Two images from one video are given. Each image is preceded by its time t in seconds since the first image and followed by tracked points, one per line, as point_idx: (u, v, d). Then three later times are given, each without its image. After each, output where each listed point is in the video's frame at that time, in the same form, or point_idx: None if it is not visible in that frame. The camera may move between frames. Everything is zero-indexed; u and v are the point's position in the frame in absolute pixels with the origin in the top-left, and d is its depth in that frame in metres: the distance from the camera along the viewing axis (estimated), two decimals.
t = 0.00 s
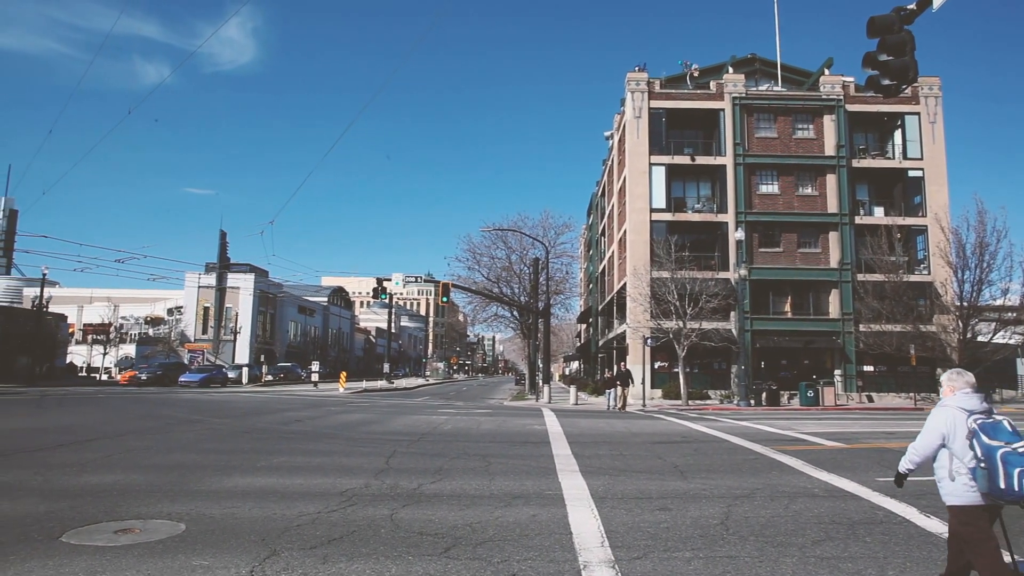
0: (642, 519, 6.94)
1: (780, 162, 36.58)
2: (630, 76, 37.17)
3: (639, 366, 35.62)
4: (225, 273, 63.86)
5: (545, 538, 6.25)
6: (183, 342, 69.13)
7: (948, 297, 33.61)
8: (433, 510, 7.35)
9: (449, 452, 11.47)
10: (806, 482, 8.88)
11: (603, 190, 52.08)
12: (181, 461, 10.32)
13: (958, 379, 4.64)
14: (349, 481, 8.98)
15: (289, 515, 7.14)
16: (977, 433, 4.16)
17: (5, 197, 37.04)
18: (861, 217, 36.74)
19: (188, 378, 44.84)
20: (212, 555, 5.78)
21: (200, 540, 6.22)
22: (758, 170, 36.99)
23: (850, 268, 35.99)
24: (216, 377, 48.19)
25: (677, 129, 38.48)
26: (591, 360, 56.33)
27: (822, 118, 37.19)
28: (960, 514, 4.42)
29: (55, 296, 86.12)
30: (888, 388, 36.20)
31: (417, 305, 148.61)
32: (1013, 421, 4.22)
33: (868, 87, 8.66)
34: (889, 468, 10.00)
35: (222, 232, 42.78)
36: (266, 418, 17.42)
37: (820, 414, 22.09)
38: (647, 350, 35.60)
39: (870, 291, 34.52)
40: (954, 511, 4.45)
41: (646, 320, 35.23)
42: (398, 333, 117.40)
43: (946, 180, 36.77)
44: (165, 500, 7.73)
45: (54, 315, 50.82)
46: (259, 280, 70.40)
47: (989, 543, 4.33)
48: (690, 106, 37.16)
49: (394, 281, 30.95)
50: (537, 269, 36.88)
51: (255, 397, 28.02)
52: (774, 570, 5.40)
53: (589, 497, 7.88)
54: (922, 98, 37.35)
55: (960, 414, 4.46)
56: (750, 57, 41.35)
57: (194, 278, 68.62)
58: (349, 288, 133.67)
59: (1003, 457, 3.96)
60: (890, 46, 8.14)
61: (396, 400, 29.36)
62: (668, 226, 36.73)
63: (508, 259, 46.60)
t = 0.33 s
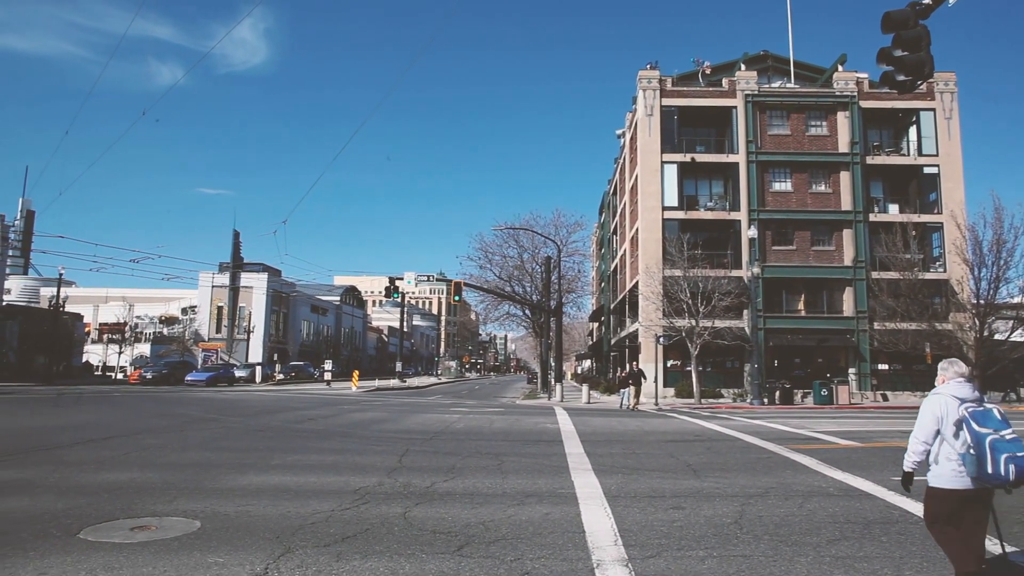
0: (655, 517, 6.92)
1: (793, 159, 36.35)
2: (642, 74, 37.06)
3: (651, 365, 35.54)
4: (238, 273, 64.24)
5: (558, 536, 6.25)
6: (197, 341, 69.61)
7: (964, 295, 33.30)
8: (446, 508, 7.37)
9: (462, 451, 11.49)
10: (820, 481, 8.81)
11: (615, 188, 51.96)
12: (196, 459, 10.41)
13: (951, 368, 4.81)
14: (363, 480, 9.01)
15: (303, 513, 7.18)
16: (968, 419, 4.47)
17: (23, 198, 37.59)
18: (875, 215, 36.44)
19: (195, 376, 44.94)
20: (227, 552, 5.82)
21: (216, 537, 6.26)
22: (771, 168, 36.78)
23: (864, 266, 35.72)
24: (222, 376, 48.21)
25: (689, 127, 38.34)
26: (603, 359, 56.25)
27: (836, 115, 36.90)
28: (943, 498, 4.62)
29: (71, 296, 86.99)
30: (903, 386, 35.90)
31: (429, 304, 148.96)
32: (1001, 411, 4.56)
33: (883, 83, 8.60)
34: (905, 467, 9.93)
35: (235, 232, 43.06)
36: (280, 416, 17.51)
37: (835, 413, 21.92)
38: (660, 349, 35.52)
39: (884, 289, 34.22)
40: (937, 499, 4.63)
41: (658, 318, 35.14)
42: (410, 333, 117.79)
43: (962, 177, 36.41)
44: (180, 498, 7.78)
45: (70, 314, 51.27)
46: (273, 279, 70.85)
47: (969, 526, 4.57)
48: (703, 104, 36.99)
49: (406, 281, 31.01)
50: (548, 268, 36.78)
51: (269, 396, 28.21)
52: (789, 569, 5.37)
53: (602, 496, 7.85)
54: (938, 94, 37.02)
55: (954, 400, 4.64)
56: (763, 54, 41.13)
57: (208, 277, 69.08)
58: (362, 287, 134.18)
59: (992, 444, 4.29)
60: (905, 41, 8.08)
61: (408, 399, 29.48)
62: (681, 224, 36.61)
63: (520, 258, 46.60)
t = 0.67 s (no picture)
0: (669, 517, 6.90)
1: (807, 157, 36.10)
2: (654, 72, 36.93)
3: (664, 364, 35.44)
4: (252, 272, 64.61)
5: (571, 536, 6.24)
6: (211, 340, 70.06)
7: (981, 293, 32.97)
8: (459, 507, 7.38)
9: (475, 450, 11.50)
10: (835, 481, 8.75)
11: (627, 187, 51.82)
12: (211, 458, 10.50)
13: (944, 371, 5.13)
14: (376, 478, 9.04)
15: (317, 511, 7.22)
16: (960, 418, 4.71)
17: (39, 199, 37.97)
18: (890, 213, 36.12)
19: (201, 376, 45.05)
20: (242, 550, 5.85)
21: (231, 535, 6.31)
22: (784, 166, 36.55)
23: (879, 264, 35.43)
24: (227, 376, 48.32)
25: (701, 125, 38.18)
26: (616, 358, 56.11)
27: (850, 112, 36.61)
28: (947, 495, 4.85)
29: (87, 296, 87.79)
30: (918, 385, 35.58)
31: (442, 303, 149.15)
32: (993, 409, 4.78)
33: (898, 79, 8.52)
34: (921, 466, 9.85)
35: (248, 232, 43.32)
36: (293, 415, 17.58)
37: (849, 412, 21.72)
38: (672, 348, 35.42)
39: (900, 287, 33.95)
40: (936, 490, 4.91)
41: (671, 317, 35.04)
42: (423, 332, 118.05)
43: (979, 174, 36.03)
44: (194, 496, 7.83)
45: (87, 314, 51.70)
46: (286, 279, 71.22)
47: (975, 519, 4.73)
48: (715, 102, 36.79)
49: (419, 280, 31.06)
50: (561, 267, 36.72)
51: (283, 395, 28.32)
52: (805, 569, 5.34)
53: (616, 495, 7.83)
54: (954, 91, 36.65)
55: (945, 401, 4.94)
56: (776, 52, 40.88)
57: (222, 277, 69.50)
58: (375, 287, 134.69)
59: (982, 441, 4.55)
60: (921, 37, 7.97)
61: (421, 398, 29.50)
62: (693, 223, 36.47)
63: (532, 257, 46.58)
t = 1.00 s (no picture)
0: (683, 517, 6.88)
1: (822, 155, 35.82)
2: (667, 71, 36.76)
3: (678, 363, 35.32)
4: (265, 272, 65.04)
5: (585, 535, 6.22)
6: (226, 339, 70.55)
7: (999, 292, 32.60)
8: (473, 506, 7.39)
9: (489, 449, 11.52)
10: (851, 482, 8.69)
11: (640, 186, 51.63)
12: (225, 457, 10.57)
13: (940, 370, 5.10)
14: (390, 478, 9.06)
15: (331, 510, 7.25)
16: (954, 417, 4.76)
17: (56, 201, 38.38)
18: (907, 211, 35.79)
19: (208, 375, 45.05)
20: (257, 549, 5.88)
21: (247, 533, 6.35)
22: (799, 164, 36.30)
23: (895, 263, 35.12)
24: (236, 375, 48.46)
25: (715, 124, 37.98)
26: (629, 357, 55.94)
27: (866, 110, 36.28)
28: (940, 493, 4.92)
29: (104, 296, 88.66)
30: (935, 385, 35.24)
31: (455, 303, 149.44)
32: (984, 407, 4.84)
33: (915, 76, 8.42)
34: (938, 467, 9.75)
35: (262, 233, 43.64)
36: (307, 414, 17.66)
37: (866, 412, 21.50)
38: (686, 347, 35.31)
39: (916, 286, 33.66)
40: (929, 485, 4.97)
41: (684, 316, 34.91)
42: (436, 332, 118.27)
43: (997, 171, 35.61)
44: (209, 495, 7.88)
45: (104, 315, 52.18)
46: (299, 279, 71.64)
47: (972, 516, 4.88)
48: (729, 101, 36.60)
49: (432, 280, 31.11)
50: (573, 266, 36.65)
51: (296, 394, 28.46)
52: (822, 570, 5.30)
53: (629, 495, 7.83)
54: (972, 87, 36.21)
55: (940, 401, 4.93)
56: (790, 49, 40.57)
57: (236, 277, 69.97)
58: (388, 286, 135.13)
59: (975, 439, 4.61)
60: (939, 33, 7.86)
61: (435, 397, 29.56)
62: (707, 222, 36.30)
63: (545, 256, 46.58)
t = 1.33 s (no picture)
0: (699, 516, 6.85)
1: (838, 151, 35.52)
2: (682, 68, 36.57)
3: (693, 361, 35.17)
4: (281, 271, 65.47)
5: (601, 534, 6.22)
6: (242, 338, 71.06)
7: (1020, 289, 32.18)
8: (488, 505, 7.40)
9: (503, 448, 11.53)
10: (869, 481, 8.60)
11: (655, 184, 51.42)
12: (241, 454, 10.66)
13: (938, 362, 5.30)
14: (405, 476, 9.09)
15: (347, 508, 7.30)
16: (949, 407, 4.91)
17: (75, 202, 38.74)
18: (924, 208, 35.40)
19: (217, 373, 44.99)
20: (273, 546, 5.93)
21: (264, 530, 6.41)
22: (814, 161, 36.01)
23: (912, 260, 34.77)
24: (246, 374, 48.45)
25: (730, 121, 37.75)
26: (644, 356, 55.71)
27: (883, 105, 35.88)
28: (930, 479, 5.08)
29: (122, 296, 89.53)
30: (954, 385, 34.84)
31: (468, 301, 149.60)
32: (981, 399, 4.97)
33: (934, 71, 8.33)
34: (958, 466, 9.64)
35: (277, 234, 43.88)
36: (323, 413, 17.73)
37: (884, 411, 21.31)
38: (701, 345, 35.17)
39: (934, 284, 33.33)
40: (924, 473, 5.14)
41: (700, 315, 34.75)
42: (450, 330, 118.45)
43: (1017, 166, 35.16)
44: (227, 492, 7.95)
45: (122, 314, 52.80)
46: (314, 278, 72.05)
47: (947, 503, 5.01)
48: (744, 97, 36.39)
49: (445, 278, 31.13)
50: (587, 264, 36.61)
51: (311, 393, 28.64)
52: (840, 570, 5.26)
53: (645, 493, 7.81)
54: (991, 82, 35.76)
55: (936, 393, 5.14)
56: (806, 45, 40.29)
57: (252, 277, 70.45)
58: (402, 285, 135.51)
59: (968, 429, 4.74)
60: (958, 27, 7.79)
61: (449, 396, 29.59)
62: (721, 220, 36.09)
63: (560, 255, 46.54)
